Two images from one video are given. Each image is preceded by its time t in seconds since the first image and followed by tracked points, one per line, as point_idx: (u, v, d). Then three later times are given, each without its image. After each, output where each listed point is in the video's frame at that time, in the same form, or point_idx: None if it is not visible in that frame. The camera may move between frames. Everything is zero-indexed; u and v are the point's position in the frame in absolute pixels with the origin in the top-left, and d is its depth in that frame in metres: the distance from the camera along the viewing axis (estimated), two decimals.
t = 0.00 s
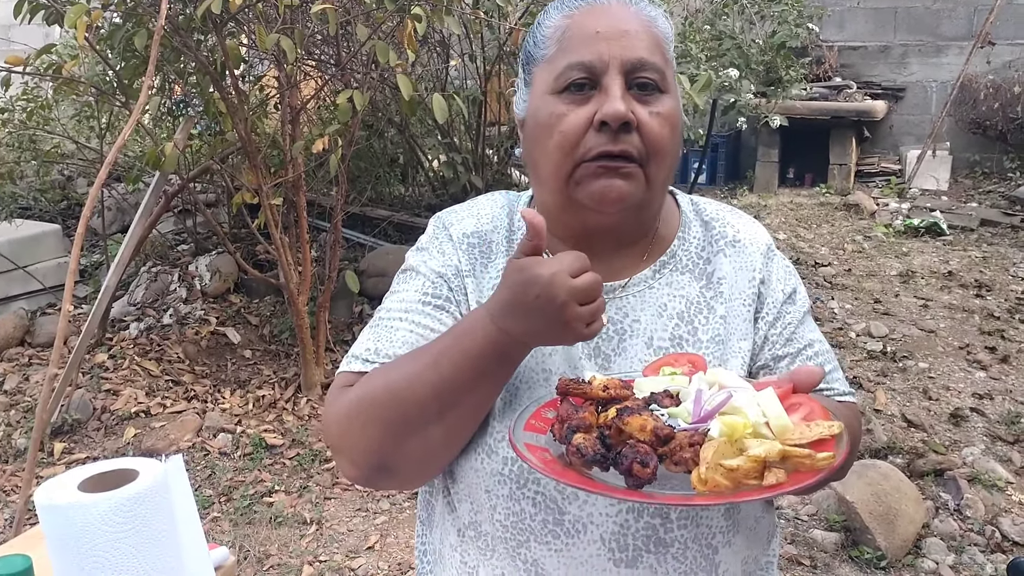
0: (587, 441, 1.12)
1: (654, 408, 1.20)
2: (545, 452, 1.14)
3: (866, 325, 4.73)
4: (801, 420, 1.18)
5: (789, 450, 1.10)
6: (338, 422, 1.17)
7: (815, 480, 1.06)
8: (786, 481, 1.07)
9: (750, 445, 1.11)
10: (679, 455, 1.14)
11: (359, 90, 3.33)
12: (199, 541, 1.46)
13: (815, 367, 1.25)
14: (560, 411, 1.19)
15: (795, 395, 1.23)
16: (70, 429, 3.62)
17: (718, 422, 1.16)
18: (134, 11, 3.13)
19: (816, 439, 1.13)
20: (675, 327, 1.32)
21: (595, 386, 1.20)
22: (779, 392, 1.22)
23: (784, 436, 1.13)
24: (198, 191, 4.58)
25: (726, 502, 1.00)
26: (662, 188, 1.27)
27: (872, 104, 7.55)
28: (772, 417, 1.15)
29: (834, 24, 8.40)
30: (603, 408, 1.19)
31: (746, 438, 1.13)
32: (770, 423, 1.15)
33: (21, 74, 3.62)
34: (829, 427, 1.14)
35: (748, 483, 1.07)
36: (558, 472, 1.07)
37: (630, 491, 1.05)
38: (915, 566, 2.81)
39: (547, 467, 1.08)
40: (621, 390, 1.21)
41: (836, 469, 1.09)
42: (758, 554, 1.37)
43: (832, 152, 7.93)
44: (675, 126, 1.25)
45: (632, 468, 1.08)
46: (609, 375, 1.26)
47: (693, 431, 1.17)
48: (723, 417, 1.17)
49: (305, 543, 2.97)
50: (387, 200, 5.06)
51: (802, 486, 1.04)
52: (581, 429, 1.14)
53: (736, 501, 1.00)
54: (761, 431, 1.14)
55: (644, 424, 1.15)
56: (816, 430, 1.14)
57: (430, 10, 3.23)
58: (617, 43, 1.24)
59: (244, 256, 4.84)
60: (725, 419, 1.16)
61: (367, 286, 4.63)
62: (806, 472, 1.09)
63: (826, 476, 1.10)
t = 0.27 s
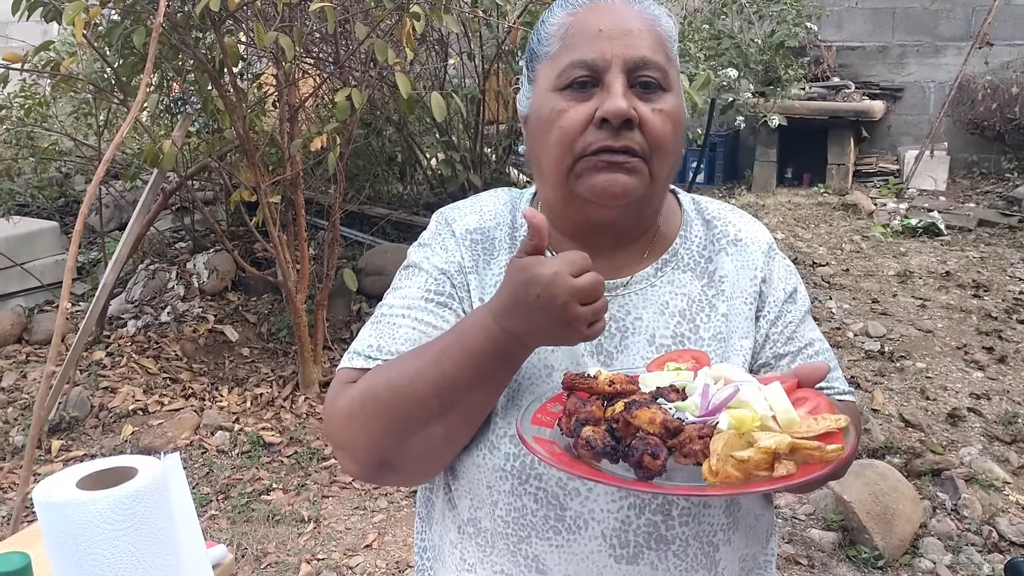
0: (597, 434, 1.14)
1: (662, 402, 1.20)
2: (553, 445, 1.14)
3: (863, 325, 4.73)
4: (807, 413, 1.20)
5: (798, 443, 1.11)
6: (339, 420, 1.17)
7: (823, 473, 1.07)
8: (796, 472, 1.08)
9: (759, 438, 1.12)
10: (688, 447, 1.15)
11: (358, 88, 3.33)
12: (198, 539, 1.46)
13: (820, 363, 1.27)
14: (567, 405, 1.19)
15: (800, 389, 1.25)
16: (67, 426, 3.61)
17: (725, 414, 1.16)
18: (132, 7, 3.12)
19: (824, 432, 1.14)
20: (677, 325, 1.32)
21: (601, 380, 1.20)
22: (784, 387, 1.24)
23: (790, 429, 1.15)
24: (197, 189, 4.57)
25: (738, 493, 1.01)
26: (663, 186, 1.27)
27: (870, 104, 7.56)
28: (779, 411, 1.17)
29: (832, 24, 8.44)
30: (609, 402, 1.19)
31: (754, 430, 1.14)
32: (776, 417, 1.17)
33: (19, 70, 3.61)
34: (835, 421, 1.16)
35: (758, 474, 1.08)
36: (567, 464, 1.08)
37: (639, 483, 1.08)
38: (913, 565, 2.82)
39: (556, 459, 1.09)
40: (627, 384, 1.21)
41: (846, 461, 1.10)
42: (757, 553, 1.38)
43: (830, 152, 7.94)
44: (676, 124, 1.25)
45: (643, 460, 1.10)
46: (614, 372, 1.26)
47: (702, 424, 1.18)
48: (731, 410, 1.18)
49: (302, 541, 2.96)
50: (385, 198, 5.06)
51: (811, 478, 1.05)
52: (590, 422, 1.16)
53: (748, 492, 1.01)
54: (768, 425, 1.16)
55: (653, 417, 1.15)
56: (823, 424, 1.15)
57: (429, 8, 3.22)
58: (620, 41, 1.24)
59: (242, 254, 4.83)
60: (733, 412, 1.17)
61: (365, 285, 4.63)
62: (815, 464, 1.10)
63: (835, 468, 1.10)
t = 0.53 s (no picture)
0: (599, 432, 1.14)
1: (664, 400, 1.21)
2: (556, 443, 1.15)
3: (863, 325, 4.73)
4: (809, 412, 1.20)
5: (801, 442, 1.11)
6: (342, 418, 1.17)
7: (825, 471, 1.07)
8: (798, 471, 1.08)
9: (762, 436, 1.12)
10: (690, 445, 1.15)
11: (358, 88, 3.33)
12: (198, 539, 1.46)
13: (821, 362, 1.27)
14: (569, 404, 1.20)
15: (802, 388, 1.25)
16: (68, 426, 3.62)
17: (728, 413, 1.16)
18: (133, 7, 3.12)
19: (825, 432, 1.14)
20: (678, 324, 1.32)
21: (603, 378, 1.21)
22: (786, 385, 1.23)
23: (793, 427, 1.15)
24: (197, 188, 4.57)
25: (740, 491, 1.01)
26: (665, 187, 1.27)
27: (871, 104, 7.56)
28: (781, 410, 1.17)
29: (833, 24, 8.46)
30: (611, 401, 1.20)
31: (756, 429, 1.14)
32: (779, 415, 1.17)
33: (21, 70, 3.61)
34: (838, 419, 1.16)
35: (761, 473, 1.08)
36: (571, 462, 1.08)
37: (643, 481, 1.07)
38: (913, 566, 2.82)
39: (559, 457, 1.09)
40: (629, 382, 1.21)
41: (848, 461, 1.10)
42: (758, 553, 1.38)
43: (830, 152, 7.94)
44: (679, 125, 1.25)
45: (646, 459, 1.10)
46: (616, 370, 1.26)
47: (704, 423, 1.18)
48: (733, 410, 1.18)
49: (303, 541, 2.97)
50: (385, 198, 5.06)
51: (813, 476, 1.05)
52: (592, 420, 1.16)
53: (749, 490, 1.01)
54: (771, 423, 1.16)
55: (655, 416, 1.15)
56: (826, 422, 1.15)
57: (430, 7, 3.22)
58: (626, 40, 1.25)
59: (242, 253, 4.84)
60: (735, 412, 1.17)
61: (365, 284, 4.63)
62: (816, 463, 1.10)
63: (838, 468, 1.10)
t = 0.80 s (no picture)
0: (592, 435, 1.14)
1: (658, 403, 1.21)
2: (550, 447, 1.15)
3: (861, 328, 4.73)
4: (804, 414, 1.20)
5: (794, 443, 1.11)
6: (339, 418, 1.17)
7: (819, 472, 1.07)
8: (791, 472, 1.09)
9: (755, 437, 1.12)
10: (683, 448, 1.15)
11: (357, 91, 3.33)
12: (195, 541, 1.46)
13: (819, 365, 1.27)
14: (564, 409, 1.20)
15: (797, 390, 1.25)
16: (65, 430, 3.61)
17: (722, 415, 1.16)
18: (131, 11, 3.12)
19: (820, 432, 1.14)
20: (676, 327, 1.32)
21: (598, 383, 1.21)
22: (782, 388, 1.24)
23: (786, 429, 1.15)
24: (196, 192, 4.57)
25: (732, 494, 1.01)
26: (663, 189, 1.26)
27: (868, 107, 7.57)
28: (775, 411, 1.17)
29: (830, 27, 8.37)
30: (605, 405, 1.20)
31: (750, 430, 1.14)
32: (773, 417, 1.17)
33: (18, 74, 3.61)
34: (832, 421, 1.16)
35: (753, 474, 1.09)
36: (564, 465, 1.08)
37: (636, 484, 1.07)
38: (910, 569, 2.82)
39: (553, 462, 1.09)
40: (623, 387, 1.22)
41: (841, 461, 1.10)
42: (756, 557, 1.38)
43: (828, 155, 7.95)
44: (678, 128, 1.25)
45: (639, 462, 1.10)
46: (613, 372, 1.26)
47: (698, 425, 1.18)
48: (727, 411, 1.18)
49: (301, 545, 2.96)
50: (384, 201, 5.07)
51: (805, 477, 1.05)
52: (586, 424, 1.16)
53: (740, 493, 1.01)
54: (764, 425, 1.16)
55: (648, 418, 1.16)
56: (819, 424, 1.15)
57: (428, 12, 3.22)
58: (626, 43, 1.25)
59: (240, 257, 4.84)
60: (729, 413, 1.17)
61: (364, 288, 4.63)
62: (810, 463, 1.10)
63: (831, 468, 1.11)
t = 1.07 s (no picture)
0: (599, 432, 1.14)
1: (664, 401, 1.20)
2: (557, 444, 1.14)
3: (864, 325, 4.73)
4: (810, 411, 1.19)
5: (802, 441, 1.11)
6: (341, 417, 1.18)
7: (828, 469, 1.07)
8: (800, 470, 1.08)
9: (762, 435, 1.12)
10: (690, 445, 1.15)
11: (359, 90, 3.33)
12: (198, 540, 1.46)
13: (822, 362, 1.26)
14: (570, 406, 1.20)
15: (802, 388, 1.25)
16: (68, 428, 3.62)
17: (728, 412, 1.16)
18: (133, 10, 3.12)
19: (827, 430, 1.14)
20: (679, 324, 1.31)
21: (604, 380, 1.21)
22: (787, 385, 1.23)
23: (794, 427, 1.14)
24: (198, 191, 4.58)
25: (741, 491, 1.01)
26: (665, 191, 1.26)
27: (871, 105, 7.56)
28: (782, 410, 1.17)
29: (834, 24, 8.41)
30: (611, 402, 1.20)
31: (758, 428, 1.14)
32: (780, 415, 1.16)
33: (21, 72, 3.62)
34: (838, 418, 1.16)
35: (763, 472, 1.08)
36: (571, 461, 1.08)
37: (644, 481, 1.07)
38: (914, 566, 2.81)
39: (561, 458, 1.09)
40: (629, 384, 1.21)
41: (849, 459, 1.10)
42: (758, 554, 1.38)
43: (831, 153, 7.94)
44: (680, 131, 1.25)
45: (646, 459, 1.10)
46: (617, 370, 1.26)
47: (705, 423, 1.18)
48: (734, 409, 1.18)
49: (303, 543, 2.96)
50: (386, 200, 5.07)
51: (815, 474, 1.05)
52: (593, 421, 1.16)
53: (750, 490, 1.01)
54: (771, 423, 1.16)
55: (656, 415, 1.15)
56: (827, 421, 1.15)
57: (430, 9, 3.22)
58: (630, 45, 1.24)
59: (243, 255, 4.84)
60: (735, 411, 1.17)
61: (366, 286, 4.63)
62: (818, 461, 1.10)
63: (839, 466, 1.10)
